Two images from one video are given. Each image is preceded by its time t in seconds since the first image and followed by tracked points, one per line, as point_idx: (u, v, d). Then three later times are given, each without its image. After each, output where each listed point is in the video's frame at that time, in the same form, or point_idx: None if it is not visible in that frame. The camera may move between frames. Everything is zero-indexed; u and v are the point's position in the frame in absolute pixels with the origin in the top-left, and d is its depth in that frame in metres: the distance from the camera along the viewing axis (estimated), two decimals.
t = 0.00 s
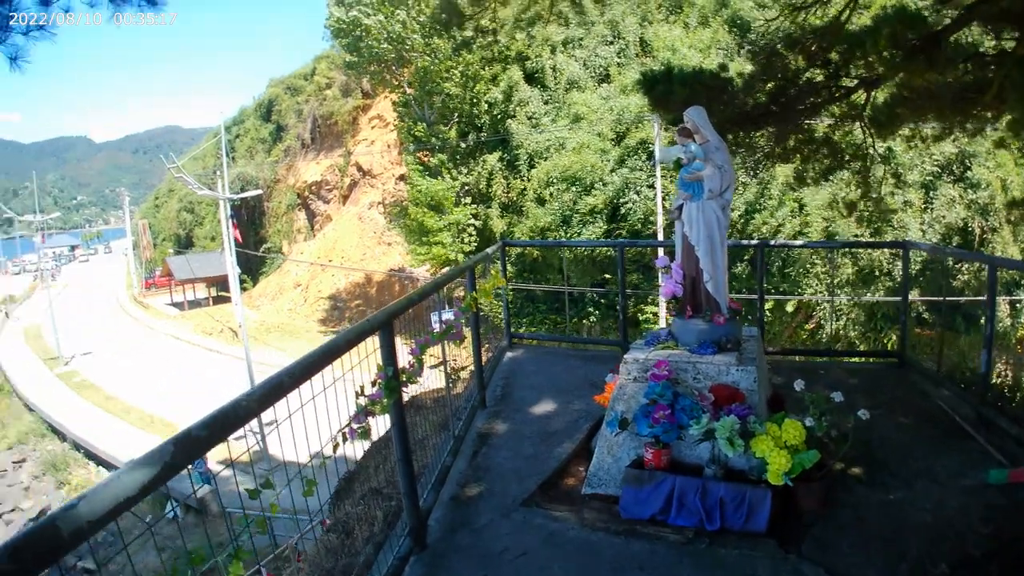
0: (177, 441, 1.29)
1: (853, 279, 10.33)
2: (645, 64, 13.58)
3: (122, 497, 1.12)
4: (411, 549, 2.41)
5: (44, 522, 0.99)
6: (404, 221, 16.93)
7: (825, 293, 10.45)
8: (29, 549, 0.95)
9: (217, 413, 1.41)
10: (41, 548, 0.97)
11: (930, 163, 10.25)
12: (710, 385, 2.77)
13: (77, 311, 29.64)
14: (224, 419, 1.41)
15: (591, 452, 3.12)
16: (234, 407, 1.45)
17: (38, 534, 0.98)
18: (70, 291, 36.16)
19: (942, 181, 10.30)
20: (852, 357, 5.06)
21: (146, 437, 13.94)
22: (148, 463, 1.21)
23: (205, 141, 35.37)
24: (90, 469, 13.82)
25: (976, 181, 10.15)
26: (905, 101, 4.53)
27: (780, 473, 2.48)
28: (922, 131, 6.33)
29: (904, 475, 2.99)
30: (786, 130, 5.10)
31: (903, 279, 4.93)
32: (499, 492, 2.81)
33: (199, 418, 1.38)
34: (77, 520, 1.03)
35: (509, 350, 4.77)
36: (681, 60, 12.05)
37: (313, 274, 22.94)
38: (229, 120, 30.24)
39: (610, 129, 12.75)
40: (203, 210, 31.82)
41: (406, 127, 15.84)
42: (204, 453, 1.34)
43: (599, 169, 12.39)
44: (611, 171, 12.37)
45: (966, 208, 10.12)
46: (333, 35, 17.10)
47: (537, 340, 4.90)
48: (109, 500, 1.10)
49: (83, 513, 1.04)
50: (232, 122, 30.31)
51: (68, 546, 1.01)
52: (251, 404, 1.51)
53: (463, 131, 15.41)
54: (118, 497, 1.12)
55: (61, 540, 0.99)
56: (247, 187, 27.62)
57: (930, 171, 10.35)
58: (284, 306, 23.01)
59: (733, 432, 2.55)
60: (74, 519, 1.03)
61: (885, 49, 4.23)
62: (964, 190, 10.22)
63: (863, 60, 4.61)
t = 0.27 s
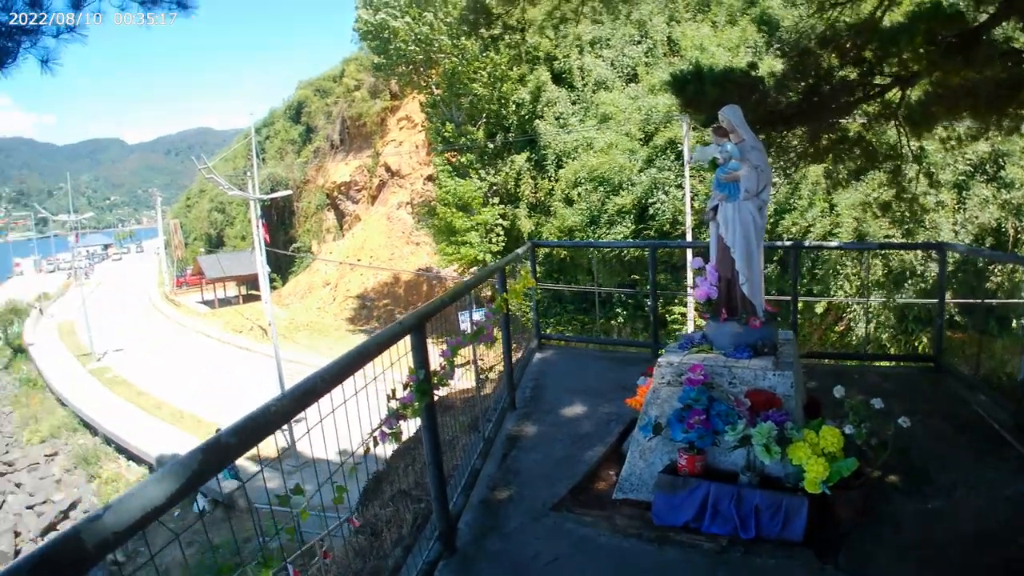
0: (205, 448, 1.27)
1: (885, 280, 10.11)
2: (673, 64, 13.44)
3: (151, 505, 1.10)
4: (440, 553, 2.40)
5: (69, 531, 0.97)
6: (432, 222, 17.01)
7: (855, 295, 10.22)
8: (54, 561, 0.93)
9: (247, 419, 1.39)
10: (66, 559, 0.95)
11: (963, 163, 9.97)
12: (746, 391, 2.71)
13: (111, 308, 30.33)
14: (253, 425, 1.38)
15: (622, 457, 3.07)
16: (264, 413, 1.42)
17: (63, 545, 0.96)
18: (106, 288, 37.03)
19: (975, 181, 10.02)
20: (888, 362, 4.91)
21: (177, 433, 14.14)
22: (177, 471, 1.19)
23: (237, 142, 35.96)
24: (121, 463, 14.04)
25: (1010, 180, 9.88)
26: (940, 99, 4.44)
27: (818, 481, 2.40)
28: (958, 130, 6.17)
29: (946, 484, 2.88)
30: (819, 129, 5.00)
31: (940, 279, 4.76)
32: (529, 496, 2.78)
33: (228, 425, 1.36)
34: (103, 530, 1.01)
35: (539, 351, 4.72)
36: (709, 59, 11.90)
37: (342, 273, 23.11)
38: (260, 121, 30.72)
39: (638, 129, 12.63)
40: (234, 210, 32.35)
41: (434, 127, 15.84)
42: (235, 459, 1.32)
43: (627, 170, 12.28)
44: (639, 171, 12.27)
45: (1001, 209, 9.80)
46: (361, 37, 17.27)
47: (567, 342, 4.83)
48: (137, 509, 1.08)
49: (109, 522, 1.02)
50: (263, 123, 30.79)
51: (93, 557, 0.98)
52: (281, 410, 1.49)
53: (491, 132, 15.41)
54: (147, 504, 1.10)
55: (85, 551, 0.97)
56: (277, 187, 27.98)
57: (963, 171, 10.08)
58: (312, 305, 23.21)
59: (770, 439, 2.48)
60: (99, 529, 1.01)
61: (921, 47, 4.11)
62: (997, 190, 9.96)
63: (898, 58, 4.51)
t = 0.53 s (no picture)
0: (232, 457, 1.25)
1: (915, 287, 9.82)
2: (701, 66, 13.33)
3: (176, 518, 1.08)
4: (467, 559, 2.39)
5: (91, 545, 0.95)
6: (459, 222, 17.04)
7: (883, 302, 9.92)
8: None
9: (277, 427, 1.36)
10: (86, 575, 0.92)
11: (995, 168, 9.72)
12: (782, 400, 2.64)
13: (142, 304, 30.86)
14: (283, 434, 1.36)
15: (653, 464, 3.02)
16: (293, 420, 1.39)
17: (84, 559, 0.94)
18: (137, 284, 37.71)
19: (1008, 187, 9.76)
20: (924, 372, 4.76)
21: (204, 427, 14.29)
22: (202, 483, 1.16)
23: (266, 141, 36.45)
24: (146, 456, 14.02)
25: None
26: (974, 103, 4.43)
27: (855, 495, 2.32)
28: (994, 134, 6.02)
29: (990, 501, 2.78)
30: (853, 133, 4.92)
31: (975, 285, 4.62)
32: (557, 504, 2.75)
33: (256, 433, 1.33)
34: (125, 544, 0.99)
35: (567, 354, 4.66)
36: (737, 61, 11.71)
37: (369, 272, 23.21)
38: (289, 121, 31.15)
39: (666, 131, 12.50)
40: (263, 209, 32.78)
41: (462, 128, 15.81)
42: (263, 469, 1.29)
43: (655, 173, 12.15)
44: (667, 174, 12.16)
45: None
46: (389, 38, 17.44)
47: (595, 346, 4.76)
48: (161, 523, 1.05)
49: (133, 536, 1.00)
50: (292, 123, 31.20)
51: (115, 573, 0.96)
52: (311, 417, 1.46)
53: (519, 133, 15.39)
54: (173, 516, 1.08)
55: (106, 566, 0.95)
56: (306, 187, 28.29)
57: (995, 176, 9.83)
58: (339, 303, 23.30)
59: (807, 450, 2.41)
60: (121, 544, 0.98)
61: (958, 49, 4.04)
62: None
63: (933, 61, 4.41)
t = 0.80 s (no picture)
0: (259, 467, 1.19)
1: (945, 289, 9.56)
2: (728, 63, 13.16)
3: (199, 533, 1.02)
4: (495, 563, 2.37)
5: (111, 563, 0.90)
6: (484, 219, 17.05)
7: (912, 303, 9.66)
8: None
9: (307, 433, 1.30)
10: None
11: None
12: (818, 406, 2.57)
13: (170, 299, 31.29)
14: (314, 441, 1.29)
15: (681, 467, 2.96)
16: (324, 426, 1.33)
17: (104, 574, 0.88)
18: (166, 280, 38.28)
19: None
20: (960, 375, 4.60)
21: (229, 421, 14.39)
22: (226, 497, 1.10)
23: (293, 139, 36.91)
24: (173, 448, 14.08)
25: None
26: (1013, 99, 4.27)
27: (892, 503, 2.25)
28: None
29: None
30: (882, 132, 4.80)
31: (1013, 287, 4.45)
32: (587, 508, 2.70)
33: (288, 439, 1.27)
34: (148, 561, 0.94)
35: (594, 354, 4.61)
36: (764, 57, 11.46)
37: (394, 269, 23.33)
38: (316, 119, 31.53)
39: (692, 129, 12.34)
40: (290, 206, 33.16)
41: (488, 126, 15.79)
42: (292, 479, 1.23)
43: (681, 170, 12.02)
44: (693, 172, 12.03)
45: None
46: (415, 36, 17.73)
47: (623, 345, 4.70)
48: (183, 539, 1.00)
49: (154, 556, 0.94)
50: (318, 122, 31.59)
51: None
52: (344, 422, 1.39)
53: (544, 131, 15.34)
54: (196, 532, 1.02)
55: None
56: (332, 184, 28.57)
57: None
58: (365, 300, 23.41)
59: (844, 455, 2.34)
60: (141, 561, 0.93)
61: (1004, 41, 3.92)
62: None
63: (969, 57, 4.29)
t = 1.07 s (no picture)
0: (288, 480, 1.14)
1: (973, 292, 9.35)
2: (754, 62, 13.02)
3: (228, 549, 0.97)
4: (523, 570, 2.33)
5: None
6: (508, 218, 17.06)
7: (941, 306, 9.51)
8: None
9: (338, 442, 1.25)
10: None
11: None
12: (855, 415, 2.50)
13: (197, 293, 31.72)
14: (345, 451, 1.24)
15: (711, 474, 2.90)
16: (356, 436, 1.28)
17: None
18: (194, 274, 38.81)
19: None
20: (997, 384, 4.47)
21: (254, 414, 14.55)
22: (253, 511, 1.05)
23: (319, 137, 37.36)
24: (198, 441, 14.28)
25: None
26: None
27: (928, 516, 2.17)
28: None
29: None
30: (914, 133, 4.70)
31: None
32: (615, 514, 2.66)
33: (318, 450, 1.22)
34: None
35: (620, 356, 4.56)
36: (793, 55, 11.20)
37: (420, 266, 23.17)
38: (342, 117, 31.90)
39: (718, 128, 12.27)
40: (315, 203, 33.52)
41: (513, 125, 15.75)
42: (323, 492, 1.18)
43: (707, 170, 11.88)
44: (719, 171, 11.89)
45: None
46: (440, 35, 17.88)
47: (651, 348, 4.65)
48: (212, 556, 0.95)
49: (179, 574, 0.90)
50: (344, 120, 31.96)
51: None
52: (375, 431, 1.34)
53: (569, 129, 15.23)
54: (224, 550, 0.97)
55: None
56: (358, 181, 28.79)
57: None
58: (389, 297, 23.49)
59: (880, 466, 2.27)
60: None
61: None
62: None
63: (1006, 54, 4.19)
